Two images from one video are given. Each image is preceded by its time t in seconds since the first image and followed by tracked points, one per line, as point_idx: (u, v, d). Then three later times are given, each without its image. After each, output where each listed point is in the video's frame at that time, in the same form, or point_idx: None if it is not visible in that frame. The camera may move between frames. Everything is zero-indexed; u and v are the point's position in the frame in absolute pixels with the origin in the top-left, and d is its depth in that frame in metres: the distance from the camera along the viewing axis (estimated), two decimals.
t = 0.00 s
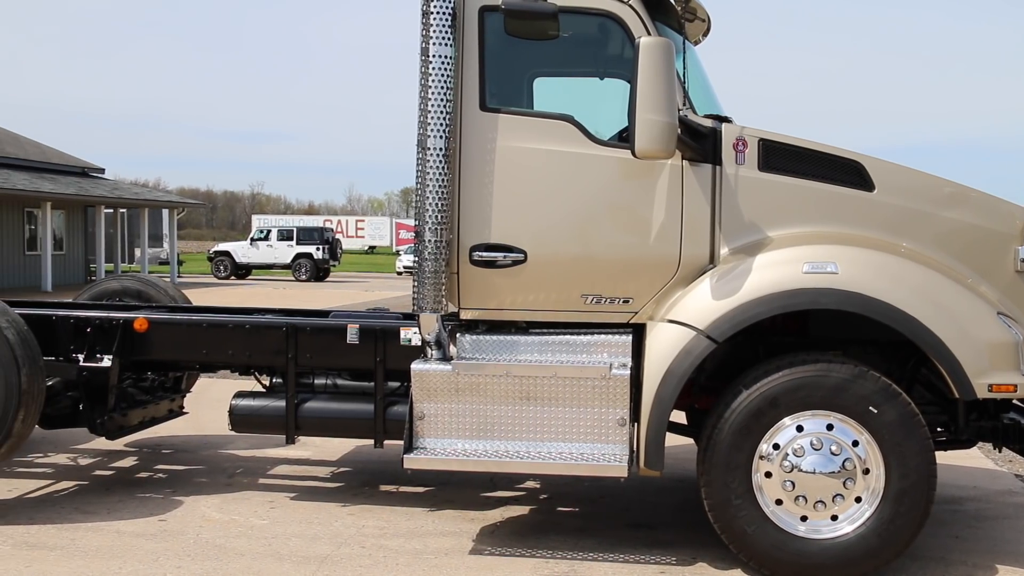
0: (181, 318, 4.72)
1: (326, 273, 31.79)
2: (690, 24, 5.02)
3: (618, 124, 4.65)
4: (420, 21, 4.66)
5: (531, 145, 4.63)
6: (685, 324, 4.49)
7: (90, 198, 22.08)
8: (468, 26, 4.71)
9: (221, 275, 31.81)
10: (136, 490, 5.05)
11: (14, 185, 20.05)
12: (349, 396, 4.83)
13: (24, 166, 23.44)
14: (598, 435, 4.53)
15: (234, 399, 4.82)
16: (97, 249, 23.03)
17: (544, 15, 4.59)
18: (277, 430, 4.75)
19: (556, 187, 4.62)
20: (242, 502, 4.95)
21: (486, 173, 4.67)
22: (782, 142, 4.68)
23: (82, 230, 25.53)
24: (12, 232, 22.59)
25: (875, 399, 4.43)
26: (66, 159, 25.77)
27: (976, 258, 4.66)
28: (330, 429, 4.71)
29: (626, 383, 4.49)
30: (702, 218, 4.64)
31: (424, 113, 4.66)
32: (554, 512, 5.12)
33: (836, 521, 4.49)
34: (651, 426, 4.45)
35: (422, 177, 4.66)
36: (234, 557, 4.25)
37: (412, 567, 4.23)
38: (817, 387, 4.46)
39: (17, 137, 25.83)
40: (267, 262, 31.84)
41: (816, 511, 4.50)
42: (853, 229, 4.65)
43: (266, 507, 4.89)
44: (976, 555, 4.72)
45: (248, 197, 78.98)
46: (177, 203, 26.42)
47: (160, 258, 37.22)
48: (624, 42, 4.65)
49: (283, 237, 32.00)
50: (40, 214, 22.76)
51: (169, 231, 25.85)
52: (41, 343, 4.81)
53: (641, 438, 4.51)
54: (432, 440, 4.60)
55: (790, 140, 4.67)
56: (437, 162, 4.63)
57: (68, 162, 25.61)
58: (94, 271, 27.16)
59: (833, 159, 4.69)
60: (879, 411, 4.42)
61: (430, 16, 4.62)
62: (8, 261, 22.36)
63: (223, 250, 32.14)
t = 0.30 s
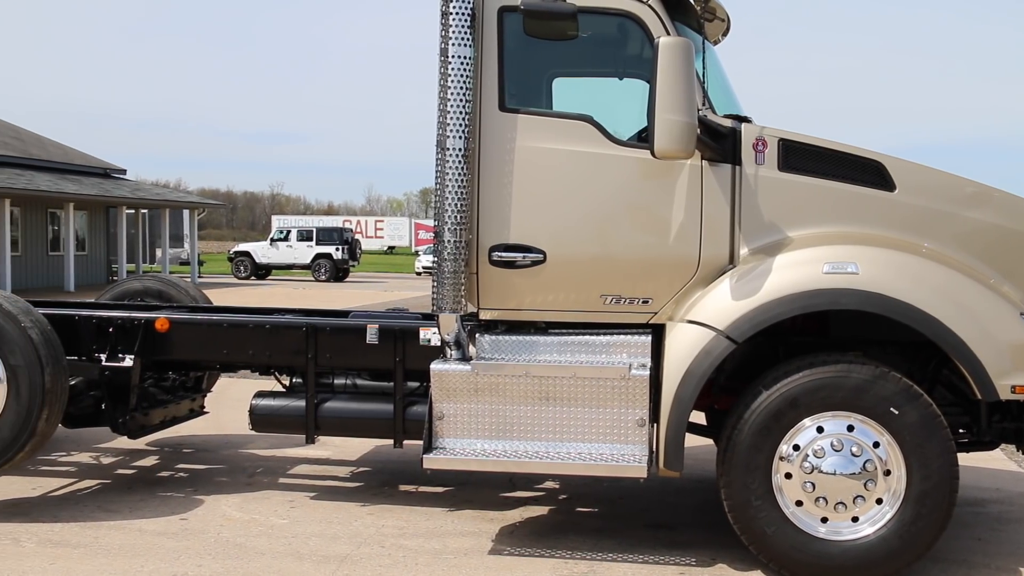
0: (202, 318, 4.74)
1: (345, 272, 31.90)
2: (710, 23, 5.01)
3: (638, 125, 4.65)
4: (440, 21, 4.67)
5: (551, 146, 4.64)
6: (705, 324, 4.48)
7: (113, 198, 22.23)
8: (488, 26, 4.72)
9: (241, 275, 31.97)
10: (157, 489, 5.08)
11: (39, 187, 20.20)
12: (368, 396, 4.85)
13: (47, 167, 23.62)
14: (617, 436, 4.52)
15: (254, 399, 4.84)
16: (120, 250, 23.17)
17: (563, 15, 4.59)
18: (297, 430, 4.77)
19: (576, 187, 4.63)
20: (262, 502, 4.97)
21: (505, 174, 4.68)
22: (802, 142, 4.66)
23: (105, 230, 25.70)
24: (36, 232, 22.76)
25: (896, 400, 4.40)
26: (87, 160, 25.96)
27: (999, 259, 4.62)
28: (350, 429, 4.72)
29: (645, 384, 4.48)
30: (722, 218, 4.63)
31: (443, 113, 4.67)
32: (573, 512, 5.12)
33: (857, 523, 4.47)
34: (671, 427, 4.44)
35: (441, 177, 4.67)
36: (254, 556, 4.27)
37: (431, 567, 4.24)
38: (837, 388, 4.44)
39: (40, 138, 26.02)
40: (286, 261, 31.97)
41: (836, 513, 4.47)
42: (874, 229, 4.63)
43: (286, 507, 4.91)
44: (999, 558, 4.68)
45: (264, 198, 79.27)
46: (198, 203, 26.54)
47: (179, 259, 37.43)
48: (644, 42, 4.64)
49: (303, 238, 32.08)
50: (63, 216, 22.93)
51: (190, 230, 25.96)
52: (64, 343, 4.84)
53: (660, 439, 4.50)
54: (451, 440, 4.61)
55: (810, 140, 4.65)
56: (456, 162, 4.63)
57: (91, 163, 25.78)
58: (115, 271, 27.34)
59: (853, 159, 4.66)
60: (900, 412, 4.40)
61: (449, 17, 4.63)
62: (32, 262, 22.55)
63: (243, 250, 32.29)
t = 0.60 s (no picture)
0: (227, 318, 4.76)
1: (370, 272, 31.96)
2: (734, 23, 4.99)
3: (661, 125, 4.64)
4: (463, 22, 4.68)
5: (574, 146, 4.64)
6: (729, 325, 4.47)
7: (140, 199, 22.39)
8: (511, 26, 4.72)
9: (265, 275, 32.12)
10: (182, 487, 5.11)
11: (68, 189, 20.38)
12: (391, 396, 4.86)
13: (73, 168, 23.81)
14: (640, 436, 4.52)
15: (279, 398, 4.87)
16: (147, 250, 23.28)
17: (587, 15, 4.59)
18: (321, 429, 4.79)
19: (599, 187, 4.62)
20: (286, 501, 4.99)
21: (528, 174, 4.68)
22: (826, 142, 4.64)
23: (131, 231, 25.87)
24: (64, 232, 22.96)
25: (921, 401, 4.37)
26: (114, 160, 26.16)
27: None
28: (374, 429, 4.74)
29: (668, 385, 4.47)
30: (746, 218, 4.61)
31: (467, 114, 4.68)
32: (596, 513, 5.12)
33: (882, 525, 4.43)
34: (694, 428, 4.43)
35: (465, 178, 4.68)
36: (279, 555, 4.29)
37: (455, 567, 4.24)
38: (862, 389, 4.41)
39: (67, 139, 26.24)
40: (310, 261, 32.09)
41: (861, 515, 4.44)
42: (900, 230, 4.60)
43: (310, 506, 4.93)
44: None
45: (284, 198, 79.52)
46: (223, 204, 26.66)
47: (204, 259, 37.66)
48: (668, 42, 4.63)
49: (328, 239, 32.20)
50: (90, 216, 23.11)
51: (215, 229, 26.07)
52: (92, 342, 4.89)
53: (684, 439, 4.49)
54: (474, 439, 4.62)
55: (835, 140, 4.63)
56: (480, 162, 4.64)
57: (118, 163, 25.95)
58: (139, 272, 27.54)
59: (878, 159, 4.64)
60: (926, 414, 4.36)
61: (473, 17, 4.64)
62: (60, 262, 22.76)
63: (268, 250, 32.47)
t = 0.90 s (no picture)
0: (252, 318, 4.79)
1: (395, 272, 31.98)
2: (759, 23, 4.97)
3: (686, 125, 4.63)
4: (488, 23, 4.69)
5: (598, 147, 4.64)
6: (754, 326, 4.45)
7: (166, 200, 22.56)
8: (536, 27, 4.73)
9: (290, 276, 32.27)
10: (208, 486, 5.15)
11: (96, 190, 20.57)
12: (416, 396, 4.87)
13: (101, 168, 24.01)
14: (665, 437, 4.51)
15: (303, 398, 4.89)
16: (174, 249, 23.45)
17: (611, 16, 4.59)
18: (345, 429, 4.81)
19: (623, 188, 4.63)
20: (311, 500, 5.01)
21: (552, 175, 4.69)
22: (852, 142, 4.62)
23: (157, 232, 26.05)
24: (94, 232, 23.18)
25: (949, 403, 4.33)
26: (140, 161, 26.36)
27: None
28: (398, 429, 4.75)
29: (693, 386, 4.46)
30: (771, 219, 4.60)
31: (491, 114, 4.69)
32: (620, 514, 5.11)
33: (909, 528, 4.40)
34: (719, 429, 4.42)
35: (489, 179, 4.69)
36: (303, 554, 4.31)
37: (479, 567, 4.25)
38: (888, 391, 4.38)
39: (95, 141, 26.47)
40: (335, 262, 32.21)
41: (888, 517, 4.41)
42: (926, 230, 4.57)
43: (335, 506, 4.95)
44: None
45: (304, 199, 79.81)
46: (251, 206, 26.67)
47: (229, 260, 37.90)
48: (692, 42, 4.63)
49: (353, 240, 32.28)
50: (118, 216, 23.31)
51: (241, 230, 26.19)
52: (119, 342, 4.93)
53: (708, 441, 4.48)
54: (498, 440, 4.62)
55: (861, 140, 4.61)
56: (504, 163, 4.65)
57: (145, 164, 26.12)
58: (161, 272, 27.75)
59: (905, 159, 4.61)
60: (953, 416, 4.33)
61: (497, 18, 4.65)
62: (88, 262, 22.98)
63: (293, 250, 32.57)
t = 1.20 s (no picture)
0: (277, 318, 4.82)
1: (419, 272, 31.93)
2: (784, 23, 4.95)
3: (710, 126, 4.62)
4: (511, 24, 4.69)
5: (622, 147, 4.64)
6: (779, 327, 4.43)
7: (191, 202, 22.68)
8: (559, 28, 4.73)
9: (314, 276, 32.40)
10: (233, 486, 5.18)
11: (123, 191, 20.76)
12: (439, 396, 4.88)
13: (127, 170, 24.21)
14: (689, 438, 4.50)
15: (328, 398, 4.91)
16: (201, 250, 23.58)
17: (635, 16, 4.58)
18: (369, 429, 4.82)
19: (647, 189, 4.62)
20: (335, 500, 5.03)
21: (576, 175, 4.69)
22: (879, 142, 4.59)
23: (184, 232, 26.22)
24: (119, 232, 23.36)
25: (976, 405, 4.30)
26: (166, 162, 26.52)
27: None
28: (422, 429, 4.76)
29: (717, 387, 4.45)
30: (796, 219, 4.58)
31: (515, 115, 4.68)
32: (644, 516, 5.10)
33: (935, 531, 4.36)
34: (743, 430, 4.40)
35: (512, 179, 4.68)
36: (328, 554, 4.32)
37: (503, 568, 4.25)
38: (914, 392, 4.35)
39: (123, 142, 26.69)
40: (359, 262, 32.28)
41: (914, 520, 4.37)
42: (953, 231, 4.53)
43: (358, 506, 4.96)
44: None
45: (324, 199, 80.08)
46: (274, 206, 26.65)
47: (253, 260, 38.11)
48: (716, 42, 4.61)
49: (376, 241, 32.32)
50: (143, 217, 23.51)
51: (266, 230, 26.27)
52: (145, 342, 4.96)
53: (733, 442, 4.46)
54: (522, 440, 4.63)
55: (887, 140, 4.58)
56: (528, 164, 4.65)
57: (171, 165, 26.27)
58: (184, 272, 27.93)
59: (932, 159, 4.58)
60: (981, 418, 4.29)
61: (520, 19, 4.65)
62: (115, 262, 23.18)
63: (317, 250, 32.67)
